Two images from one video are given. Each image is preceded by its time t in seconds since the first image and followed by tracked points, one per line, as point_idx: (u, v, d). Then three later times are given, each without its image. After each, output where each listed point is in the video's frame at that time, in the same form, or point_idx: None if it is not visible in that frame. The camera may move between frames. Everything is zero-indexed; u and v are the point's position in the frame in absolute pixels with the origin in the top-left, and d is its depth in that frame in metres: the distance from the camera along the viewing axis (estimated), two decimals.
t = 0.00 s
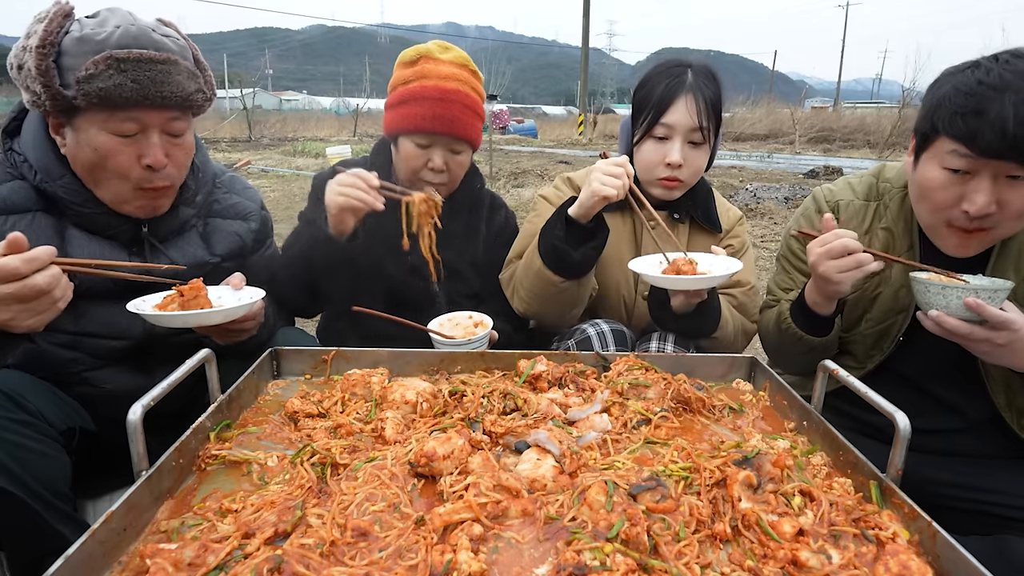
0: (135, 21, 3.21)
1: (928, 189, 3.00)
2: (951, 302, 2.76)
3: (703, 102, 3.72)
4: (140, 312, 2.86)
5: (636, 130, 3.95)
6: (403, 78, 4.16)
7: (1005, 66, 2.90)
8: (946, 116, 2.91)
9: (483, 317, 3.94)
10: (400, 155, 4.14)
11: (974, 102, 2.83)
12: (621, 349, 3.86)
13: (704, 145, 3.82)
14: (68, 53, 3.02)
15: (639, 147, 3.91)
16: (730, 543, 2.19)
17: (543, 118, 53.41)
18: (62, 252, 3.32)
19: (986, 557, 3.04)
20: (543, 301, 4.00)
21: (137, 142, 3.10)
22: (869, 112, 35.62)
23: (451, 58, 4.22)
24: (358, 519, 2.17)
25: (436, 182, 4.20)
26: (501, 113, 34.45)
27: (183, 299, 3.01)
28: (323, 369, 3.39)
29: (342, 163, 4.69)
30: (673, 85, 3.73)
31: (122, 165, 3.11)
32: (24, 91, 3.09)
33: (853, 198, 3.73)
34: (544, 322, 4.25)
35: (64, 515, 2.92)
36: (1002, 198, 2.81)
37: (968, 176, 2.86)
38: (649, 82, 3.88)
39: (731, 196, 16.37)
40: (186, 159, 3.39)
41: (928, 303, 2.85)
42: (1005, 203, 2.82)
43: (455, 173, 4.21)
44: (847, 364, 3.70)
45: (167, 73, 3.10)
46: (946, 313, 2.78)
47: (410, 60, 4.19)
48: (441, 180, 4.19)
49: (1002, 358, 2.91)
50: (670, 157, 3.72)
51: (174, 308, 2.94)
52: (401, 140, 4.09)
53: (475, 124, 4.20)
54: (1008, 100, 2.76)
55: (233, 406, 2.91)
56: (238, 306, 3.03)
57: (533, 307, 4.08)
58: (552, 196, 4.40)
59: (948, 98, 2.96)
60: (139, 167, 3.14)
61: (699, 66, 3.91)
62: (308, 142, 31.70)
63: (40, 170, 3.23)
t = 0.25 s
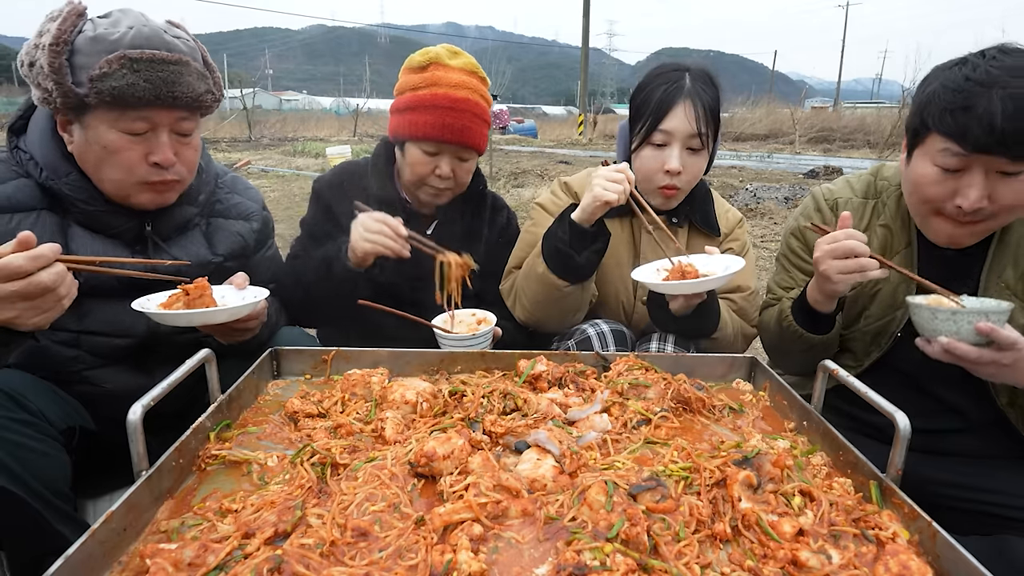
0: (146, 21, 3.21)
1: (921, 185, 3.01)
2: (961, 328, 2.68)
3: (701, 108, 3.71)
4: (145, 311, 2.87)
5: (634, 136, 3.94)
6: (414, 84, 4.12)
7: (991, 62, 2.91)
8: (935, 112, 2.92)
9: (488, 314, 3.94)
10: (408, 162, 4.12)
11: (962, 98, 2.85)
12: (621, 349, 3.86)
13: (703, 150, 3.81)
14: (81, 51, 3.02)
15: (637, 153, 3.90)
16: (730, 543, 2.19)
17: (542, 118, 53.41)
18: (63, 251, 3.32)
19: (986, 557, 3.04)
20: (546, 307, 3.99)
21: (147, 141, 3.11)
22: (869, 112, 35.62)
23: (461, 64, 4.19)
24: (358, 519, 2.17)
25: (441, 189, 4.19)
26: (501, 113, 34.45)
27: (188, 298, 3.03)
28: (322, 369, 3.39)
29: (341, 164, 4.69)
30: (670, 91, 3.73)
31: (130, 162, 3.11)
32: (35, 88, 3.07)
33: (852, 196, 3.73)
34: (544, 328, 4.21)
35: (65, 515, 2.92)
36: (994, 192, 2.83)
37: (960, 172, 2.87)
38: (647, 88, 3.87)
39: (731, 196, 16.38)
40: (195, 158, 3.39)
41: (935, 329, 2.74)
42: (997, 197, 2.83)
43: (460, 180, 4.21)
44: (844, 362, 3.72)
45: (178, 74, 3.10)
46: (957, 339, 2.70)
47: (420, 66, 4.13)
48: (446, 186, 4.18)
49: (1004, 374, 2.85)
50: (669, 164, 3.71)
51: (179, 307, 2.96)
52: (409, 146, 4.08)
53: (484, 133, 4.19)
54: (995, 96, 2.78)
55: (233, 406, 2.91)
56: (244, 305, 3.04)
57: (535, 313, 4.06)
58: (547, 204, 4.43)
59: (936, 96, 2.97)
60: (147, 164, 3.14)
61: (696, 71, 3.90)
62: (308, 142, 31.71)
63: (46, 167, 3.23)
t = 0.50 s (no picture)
0: (155, 21, 3.22)
1: (922, 179, 3.04)
2: (993, 350, 2.62)
3: (701, 112, 3.71)
4: (144, 313, 2.88)
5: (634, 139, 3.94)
6: (419, 87, 4.11)
7: (984, 56, 2.97)
8: (933, 108, 2.95)
9: (491, 313, 3.95)
10: (415, 167, 4.12)
11: (958, 93, 2.88)
12: (621, 349, 3.87)
13: (704, 153, 3.81)
14: (91, 50, 3.03)
15: (637, 156, 3.90)
16: (730, 543, 2.19)
17: (542, 118, 53.41)
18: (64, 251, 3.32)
19: (986, 557, 3.04)
20: (549, 313, 3.99)
21: (153, 139, 3.10)
22: (869, 112, 35.61)
23: (467, 67, 4.18)
24: (358, 519, 2.17)
25: (448, 193, 4.18)
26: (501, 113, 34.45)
27: (188, 302, 3.03)
28: (322, 369, 3.39)
29: (343, 166, 4.71)
30: (670, 94, 3.73)
31: (136, 160, 3.10)
32: (43, 86, 3.06)
33: (850, 193, 3.74)
34: (544, 332, 4.21)
35: (65, 515, 2.92)
36: (996, 183, 2.86)
37: (961, 166, 2.90)
38: (647, 91, 3.87)
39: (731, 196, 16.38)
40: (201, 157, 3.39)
41: (964, 356, 2.65)
42: (999, 187, 2.87)
43: (466, 184, 4.20)
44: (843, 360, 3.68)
45: (186, 73, 3.11)
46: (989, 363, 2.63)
47: (427, 70, 4.14)
48: (453, 191, 4.16)
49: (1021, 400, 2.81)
50: (669, 168, 3.71)
51: (178, 311, 2.95)
52: (415, 150, 4.08)
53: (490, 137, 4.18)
54: (991, 89, 2.82)
55: (233, 406, 2.91)
56: (243, 309, 3.03)
57: (536, 317, 4.07)
58: (547, 206, 4.45)
59: (932, 92, 2.99)
60: (154, 164, 3.14)
61: (695, 73, 3.90)
62: (308, 142, 31.72)
63: (50, 166, 3.24)
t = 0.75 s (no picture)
0: (159, 21, 3.21)
1: (924, 173, 3.05)
2: (1015, 345, 2.62)
3: (702, 112, 3.70)
4: (132, 318, 2.88)
5: (635, 140, 3.94)
6: (424, 89, 4.11)
7: (985, 51, 2.98)
8: (935, 102, 2.95)
9: (490, 314, 3.95)
10: (417, 168, 4.13)
11: (960, 86, 2.89)
12: (621, 349, 3.87)
13: (705, 154, 3.81)
14: (95, 50, 3.03)
15: (639, 157, 3.90)
16: (730, 543, 2.19)
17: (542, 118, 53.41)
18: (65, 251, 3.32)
19: (986, 556, 3.04)
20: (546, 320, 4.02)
21: (156, 139, 3.10)
22: (869, 112, 35.60)
23: (472, 69, 4.19)
24: (358, 519, 2.17)
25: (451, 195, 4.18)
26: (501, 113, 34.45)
27: (175, 304, 3.01)
28: (322, 369, 3.39)
29: (345, 165, 4.71)
30: (671, 95, 3.73)
31: (137, 159, 3.10)
32: (47, 84, 3.08)
33: (850, 191, 3.74)
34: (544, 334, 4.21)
35: (65, 515, 2.92)
36: (997, 174, 2.87)
37: (962, 157, 2.91)
38: (648, 91, 3.88)
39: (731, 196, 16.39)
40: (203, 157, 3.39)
41: (987, 351, 2.65)
42: (1002, 178, 2.88)
43: (469, 186, 4.20)
44: (844, 357, 3.68)
45: (190, 74, 3.11)
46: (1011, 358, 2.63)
47: (432, 72, 4.14)
48: (455, 193, 4.16)
49: None
50: (670, 168, 3.71)
51: (166, 314, 2.94)
52: (418, 151, 4.08)
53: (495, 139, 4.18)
54: (993, 82, 2.82)
55: (233, 406, 2.91)
56: (231, 311, 3.02)
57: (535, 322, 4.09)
58: (546, 208, 4.45)
59: (933, 86, 3.00)
60: (156, 163, 3.14)
61: (697, 73, 3.90)
62: (308, 142, 31.72)
63: (51, 166, 3.24)
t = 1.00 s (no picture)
0: (165, 23, 3.21)
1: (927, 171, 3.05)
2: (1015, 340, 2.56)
3: (701, 111, 3.70)
4: (128, 321, 2.88)
5: (634, 140, 3.94)
6: (429, 90, 4.10)
7: (991, 48, 2.98)
8: (941, 98, 2.94)
9: (491, 315, 3.93)
10: (421, 170, 4.13)
11: (966, 84, 2.88)
12: (621, 349, 3.86)
13: (705, 154, 3.81)
14: (100, 50, 3.03)
15: (637, 157, 3.90)
16: (730, 543, 2.19)
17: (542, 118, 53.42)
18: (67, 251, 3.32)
19: (986, 556, 3.04)
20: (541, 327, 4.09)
21: (159, 140, 3.09)
22: (869, 112, 35.60)
23: (478, 71, 4.18)
24: (358, 519, 2.17)
25: (453, 197, 4.18)
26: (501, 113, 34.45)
27: (170, 307, 3.01)
28: (323, 369, 3.39)
29: (348, 164, 4.71)
30: (671, 95, 3.73)
31: (142, 159, 3.11)
32: (52, 85, 3.08)
33: (852, 190, 3.74)
34: (542, 337, 4.26)
35: (65, 515, 2.92)
36: (1002, 171, 2.88)
37: (966, 155, 2.91)
38: (647, 91, 3.88)
39: (731, 196, 16.40)
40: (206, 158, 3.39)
41: (988, 345, 2.63)
42: (1005, 175, 2.89)
43: (472, 189, 4.20)
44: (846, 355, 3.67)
45: (195, 75, 3.10)
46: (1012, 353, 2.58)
47: (436, 74, 4.13)
48: (458, 195, 4.17)
49: None
50: (669, 168, 3.71)
51: (162, 317, 2.94)
52: (422, 153, 4.08)
53: (498, 142, 4.18)
54: (1000, 79, 2.83)
55: (233, 406, 2.91)
56: (226, 313, 3.02)
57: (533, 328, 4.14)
58: (545, 210, 4.42)
59: (939, 84, 2.99)
60: (159, 163, 3.14)
61: (696, 73, 3.90)
62: (308, 142, 31.72)
63: (52, 166, 3.23)
